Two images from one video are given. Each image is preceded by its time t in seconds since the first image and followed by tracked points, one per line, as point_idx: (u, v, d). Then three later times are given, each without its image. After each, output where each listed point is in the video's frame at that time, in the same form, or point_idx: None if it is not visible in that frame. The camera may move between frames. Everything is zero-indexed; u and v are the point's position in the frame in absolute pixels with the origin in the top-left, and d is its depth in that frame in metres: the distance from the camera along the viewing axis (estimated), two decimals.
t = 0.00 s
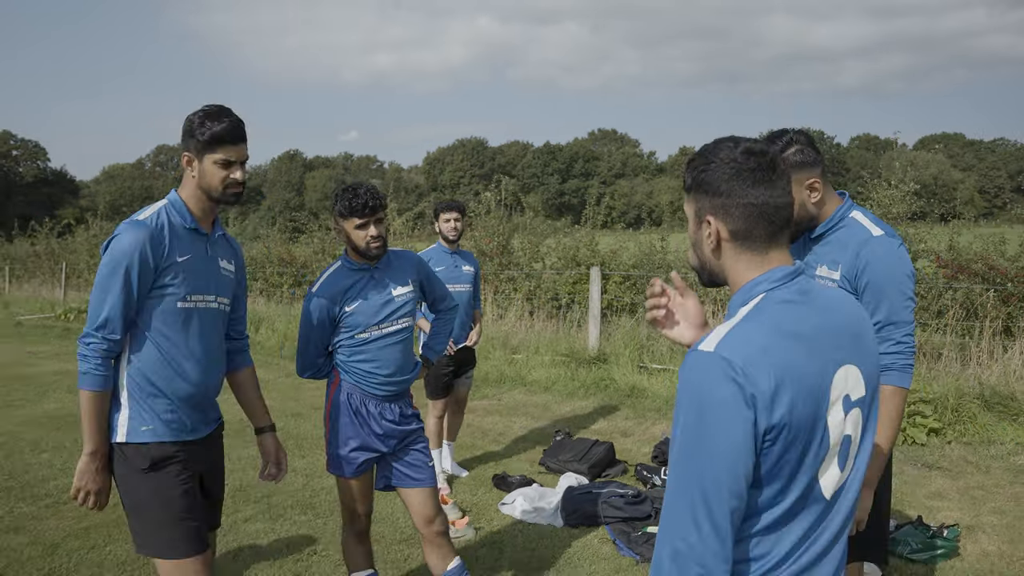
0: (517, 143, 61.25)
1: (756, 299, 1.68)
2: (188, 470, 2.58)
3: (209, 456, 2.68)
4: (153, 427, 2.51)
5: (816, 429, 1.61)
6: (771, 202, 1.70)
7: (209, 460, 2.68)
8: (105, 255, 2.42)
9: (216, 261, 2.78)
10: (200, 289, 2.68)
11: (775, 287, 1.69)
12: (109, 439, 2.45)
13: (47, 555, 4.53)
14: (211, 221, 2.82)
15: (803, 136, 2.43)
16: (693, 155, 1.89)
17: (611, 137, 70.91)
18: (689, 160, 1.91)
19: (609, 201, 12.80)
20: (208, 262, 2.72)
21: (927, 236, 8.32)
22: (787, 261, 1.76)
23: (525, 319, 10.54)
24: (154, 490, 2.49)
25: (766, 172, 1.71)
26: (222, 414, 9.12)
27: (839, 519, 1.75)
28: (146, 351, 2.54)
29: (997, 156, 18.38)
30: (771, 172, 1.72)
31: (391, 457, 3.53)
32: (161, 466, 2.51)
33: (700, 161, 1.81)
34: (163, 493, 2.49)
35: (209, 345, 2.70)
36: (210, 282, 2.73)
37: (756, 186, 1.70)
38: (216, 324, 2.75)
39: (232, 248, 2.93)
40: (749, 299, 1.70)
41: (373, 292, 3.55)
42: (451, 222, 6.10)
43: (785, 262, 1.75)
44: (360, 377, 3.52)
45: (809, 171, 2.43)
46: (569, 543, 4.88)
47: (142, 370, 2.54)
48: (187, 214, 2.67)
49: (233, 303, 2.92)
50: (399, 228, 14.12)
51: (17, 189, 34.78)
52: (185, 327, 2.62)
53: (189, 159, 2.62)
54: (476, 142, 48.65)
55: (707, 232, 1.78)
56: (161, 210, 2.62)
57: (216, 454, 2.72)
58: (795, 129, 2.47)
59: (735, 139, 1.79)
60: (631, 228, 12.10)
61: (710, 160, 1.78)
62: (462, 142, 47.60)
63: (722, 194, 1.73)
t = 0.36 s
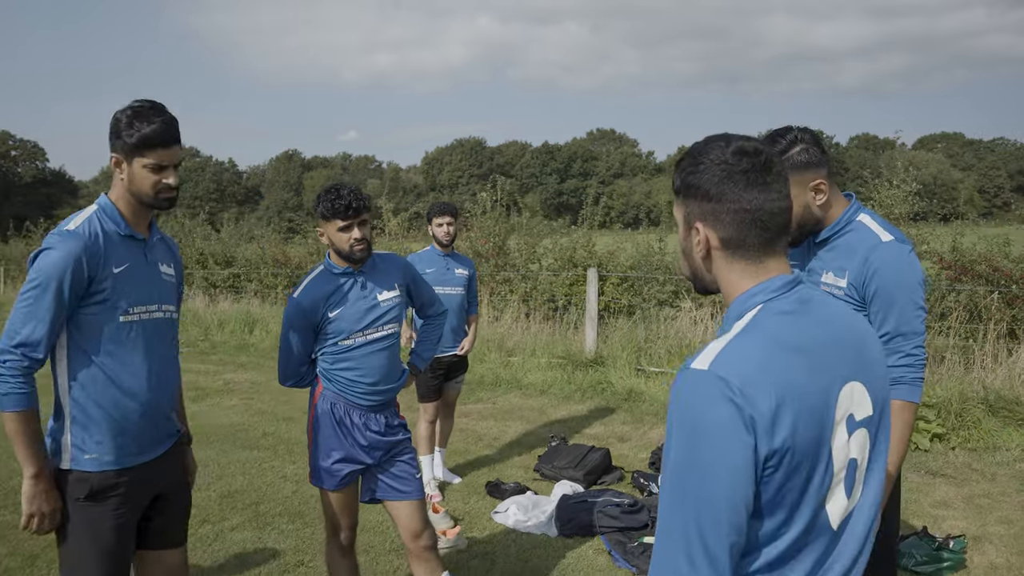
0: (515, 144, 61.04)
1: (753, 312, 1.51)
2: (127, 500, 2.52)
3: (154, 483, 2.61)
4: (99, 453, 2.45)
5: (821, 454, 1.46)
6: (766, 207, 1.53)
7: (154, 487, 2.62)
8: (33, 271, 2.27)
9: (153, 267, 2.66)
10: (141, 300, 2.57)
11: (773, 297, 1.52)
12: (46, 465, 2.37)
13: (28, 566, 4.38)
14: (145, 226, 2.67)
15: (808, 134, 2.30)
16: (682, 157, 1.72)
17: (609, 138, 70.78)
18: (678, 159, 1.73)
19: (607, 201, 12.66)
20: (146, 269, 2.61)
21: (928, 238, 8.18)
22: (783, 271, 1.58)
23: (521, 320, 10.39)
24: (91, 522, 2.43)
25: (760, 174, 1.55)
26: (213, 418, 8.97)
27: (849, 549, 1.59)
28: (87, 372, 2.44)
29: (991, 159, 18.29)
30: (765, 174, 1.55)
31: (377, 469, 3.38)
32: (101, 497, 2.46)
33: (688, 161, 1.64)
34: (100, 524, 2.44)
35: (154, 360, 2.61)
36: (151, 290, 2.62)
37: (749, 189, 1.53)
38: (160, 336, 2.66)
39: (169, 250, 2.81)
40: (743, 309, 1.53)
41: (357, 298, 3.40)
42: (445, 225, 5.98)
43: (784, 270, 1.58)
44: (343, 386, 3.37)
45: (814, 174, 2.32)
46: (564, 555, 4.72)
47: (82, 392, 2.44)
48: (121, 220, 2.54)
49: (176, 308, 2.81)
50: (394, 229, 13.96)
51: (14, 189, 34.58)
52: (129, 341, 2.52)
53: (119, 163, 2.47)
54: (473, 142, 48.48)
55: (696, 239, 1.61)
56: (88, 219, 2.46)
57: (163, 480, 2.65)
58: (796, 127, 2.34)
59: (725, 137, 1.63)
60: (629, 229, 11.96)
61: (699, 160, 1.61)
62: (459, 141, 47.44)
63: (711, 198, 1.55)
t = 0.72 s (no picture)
0: (513, 143, 61.00)
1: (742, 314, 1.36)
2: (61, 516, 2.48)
3: (91, 499, 2.55)
4: (33, 470, 2.44)
5: (817, 467, 1.28)
6: (763, 209, 1.39)
7: (93, 502, 2.55)
8: None
9: (88, 276, 2.63)
10: (72, 312, 2.55)
11: (766, 297, 1.38)
12: None
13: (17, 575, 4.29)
14: (81, 233, 2.66)
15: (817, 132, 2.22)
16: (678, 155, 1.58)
17: (608, 137, 70.72)
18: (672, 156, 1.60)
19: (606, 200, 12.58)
20: (79, 278, 2.59)
21: (930, 239, 8.11)
22: (782, 274, 1.43)
23: (519, 321, 10.31)
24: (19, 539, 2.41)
25: (758, 173, 1.40)
26: (208, 420, 8.88)
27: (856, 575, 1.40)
28: (14, 389, 2.43)
29: (986, 159, 18.31)
30: (764, 173, 1.41)
31: (369, 476, 3.30)
32: (31, 513, 2.44)
33: (682, 159, 1.50)
34: (30, 541, 2.42)
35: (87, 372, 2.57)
36: (83, 300, 2.59)
37: (747, 189, 1.39)
38: (94, 347, 2.62)
39: (111, 255, 2.79)
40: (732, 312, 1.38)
41: (349, 301, 3.32)
42: (443, 226, 5.91)
43: (781, 274, 1.43)
44: (334, 391, 3.29)
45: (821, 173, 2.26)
46: (561, 561, 4.64)
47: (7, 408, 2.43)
48: (49, 227, 2.51)
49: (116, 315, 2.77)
50: (391, 228, 13.85)
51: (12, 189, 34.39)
52: (55, 355, 2.50)
53: (69, 168, 2.43)
54: (471, 142, 48.33)
55: (688, 243, 1.47)
56: (16, 226, 2.43)
57: (104, 494, 2.57)
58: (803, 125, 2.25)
59: (722, 134, 1.48)
60: (628, 228, 11.89)
61: (693, 158, 1.47)
62: (458, 141, 47.37)
63: (705, 198, 1.42)
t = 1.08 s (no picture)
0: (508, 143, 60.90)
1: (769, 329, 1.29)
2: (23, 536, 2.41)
3: (56, 521, 2.49)
4: None
5: (852, 497, 1.19)
6: (794, 211, 1.31)
7: (59, 526, 2.50)
8: None
9: (51, 281, 2.52)
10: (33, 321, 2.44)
11: (793, 312, 1.30)
12: None
13: None
14: (41, 237, 2.54)
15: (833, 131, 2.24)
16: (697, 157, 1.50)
17: (604, 138, 70.66)
18: (692, 160, 1.52)
19: (603, 200, 12.49)
20: (38, 284, 2.48)
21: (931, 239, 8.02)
22: (812, 284, 1.35)
23: (517, 322, 10.21)
24: None
25: (787, 172, 1.33)
26: (202, 424, 8.77)
27: None
28: None
29: (982, 158, 18.30)
30: (793, 173, 1.33)
31: (366, 486, 3.20)
32: None
33: (704, 160, 1.42)
34: None
35: (48, 385, 2.48)
36: (46, 308, 2.48)
37: (776, 190, 1.31)
38: (57, 358, 2.52)
39: (80, 258, 2.69)
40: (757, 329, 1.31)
41: (344, 308, 3.22)
42: (442, 229, 5.82)
43: (810, 281, 1.35)
44: (330, 400, 3.19)
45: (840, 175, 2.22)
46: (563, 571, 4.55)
47: None
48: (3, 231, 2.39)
49: (85, 321, 2.67)
50: (387, 229, 13.73)
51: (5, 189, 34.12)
52: (14, 368, 2.41)
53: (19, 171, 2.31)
54: (467, 142, 48.16)
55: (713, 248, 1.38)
56: None
57: (70, 517, 2.53)
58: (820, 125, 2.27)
59: (745, 132, 1.41)
60: (625, 228, 11.79)
61: (717, 159, 1.39)
62: (454, 140, 47.23)
63: (732, 200, 1.34)
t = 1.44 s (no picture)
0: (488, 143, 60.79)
1: (795, 344, 1.25)
2: None
3: (24, 539, 2.35)
4: None
5: (885, 519, 1.20)
6: (819, 209, 1.27)
7: (27, 544, 2.36)
8: None
9: (18, 284, 2.38)
10: None
11: (818, 326, 1.25)
12: None
13: None
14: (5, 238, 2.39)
15: (837, 134, 2.43)
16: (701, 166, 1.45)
17: (583, 139, 70.75)
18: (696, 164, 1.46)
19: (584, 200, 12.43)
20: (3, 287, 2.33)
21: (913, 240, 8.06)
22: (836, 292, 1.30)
23: (499, 324, 10.10)
24: None
25: (807, 170, 1.29)
26: (179, 428, 8.56)
27: None
28: None
29: (955, 160, 18.56)
30: (813, 172, 1.29)
31: (350, 497, 3.08)
32: None
33: (713, 166, 1.36)
34: None
35: (16, 394, 2.33)
36: (11, 311, 2.34)
37: (798, 190, 1.26)
38: (25, 365, 2.36)
39: (50, 257, 2.54)
40: (784, 342, 1.27)
41: (327, 313, 3.11)
42: (426, 230, 5.69)
43: (831, 291, 1.30)
44: (314, 408, 3.07)
45: (848, 176, 2.41)
46: None
47: None
48: None
49: (58, 326, 2.52)
50: (367, 229, 13.55)
51: None
52: None
53: None
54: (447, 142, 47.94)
55: (735, 256, 1.31)
56: None
57: (41, 535, 2.38)
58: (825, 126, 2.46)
59: (752, 133, 1.37)
60: (607, 229, 11.74)
61: (730, 161, 1.33)
62: (434, 140, 46.99)
63: (754, 202, 1.28)
